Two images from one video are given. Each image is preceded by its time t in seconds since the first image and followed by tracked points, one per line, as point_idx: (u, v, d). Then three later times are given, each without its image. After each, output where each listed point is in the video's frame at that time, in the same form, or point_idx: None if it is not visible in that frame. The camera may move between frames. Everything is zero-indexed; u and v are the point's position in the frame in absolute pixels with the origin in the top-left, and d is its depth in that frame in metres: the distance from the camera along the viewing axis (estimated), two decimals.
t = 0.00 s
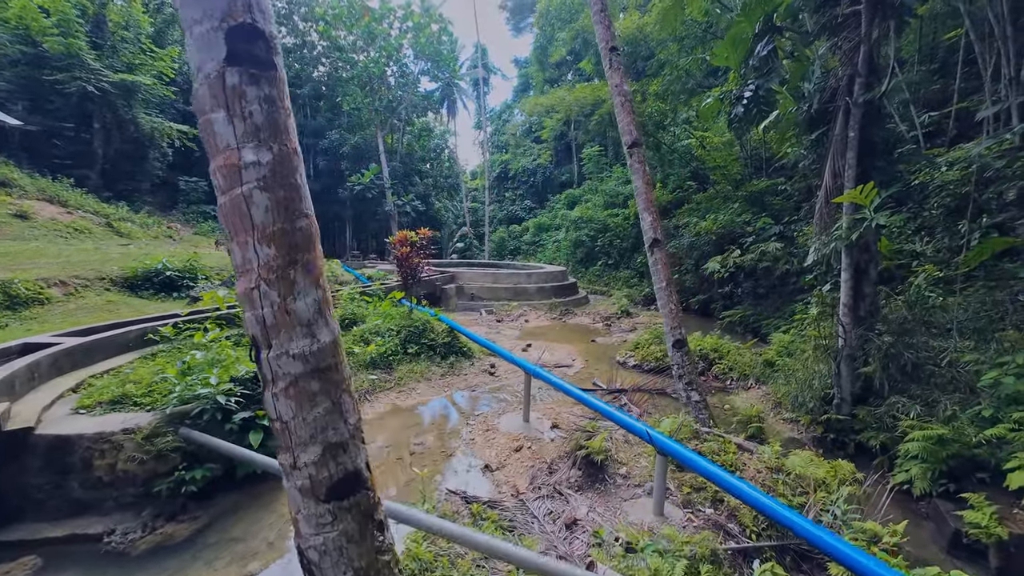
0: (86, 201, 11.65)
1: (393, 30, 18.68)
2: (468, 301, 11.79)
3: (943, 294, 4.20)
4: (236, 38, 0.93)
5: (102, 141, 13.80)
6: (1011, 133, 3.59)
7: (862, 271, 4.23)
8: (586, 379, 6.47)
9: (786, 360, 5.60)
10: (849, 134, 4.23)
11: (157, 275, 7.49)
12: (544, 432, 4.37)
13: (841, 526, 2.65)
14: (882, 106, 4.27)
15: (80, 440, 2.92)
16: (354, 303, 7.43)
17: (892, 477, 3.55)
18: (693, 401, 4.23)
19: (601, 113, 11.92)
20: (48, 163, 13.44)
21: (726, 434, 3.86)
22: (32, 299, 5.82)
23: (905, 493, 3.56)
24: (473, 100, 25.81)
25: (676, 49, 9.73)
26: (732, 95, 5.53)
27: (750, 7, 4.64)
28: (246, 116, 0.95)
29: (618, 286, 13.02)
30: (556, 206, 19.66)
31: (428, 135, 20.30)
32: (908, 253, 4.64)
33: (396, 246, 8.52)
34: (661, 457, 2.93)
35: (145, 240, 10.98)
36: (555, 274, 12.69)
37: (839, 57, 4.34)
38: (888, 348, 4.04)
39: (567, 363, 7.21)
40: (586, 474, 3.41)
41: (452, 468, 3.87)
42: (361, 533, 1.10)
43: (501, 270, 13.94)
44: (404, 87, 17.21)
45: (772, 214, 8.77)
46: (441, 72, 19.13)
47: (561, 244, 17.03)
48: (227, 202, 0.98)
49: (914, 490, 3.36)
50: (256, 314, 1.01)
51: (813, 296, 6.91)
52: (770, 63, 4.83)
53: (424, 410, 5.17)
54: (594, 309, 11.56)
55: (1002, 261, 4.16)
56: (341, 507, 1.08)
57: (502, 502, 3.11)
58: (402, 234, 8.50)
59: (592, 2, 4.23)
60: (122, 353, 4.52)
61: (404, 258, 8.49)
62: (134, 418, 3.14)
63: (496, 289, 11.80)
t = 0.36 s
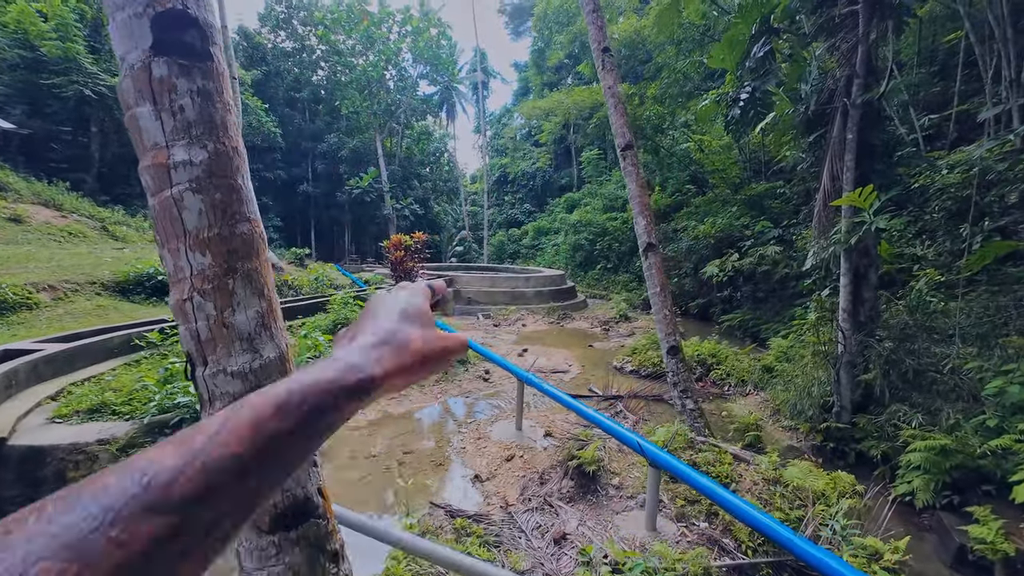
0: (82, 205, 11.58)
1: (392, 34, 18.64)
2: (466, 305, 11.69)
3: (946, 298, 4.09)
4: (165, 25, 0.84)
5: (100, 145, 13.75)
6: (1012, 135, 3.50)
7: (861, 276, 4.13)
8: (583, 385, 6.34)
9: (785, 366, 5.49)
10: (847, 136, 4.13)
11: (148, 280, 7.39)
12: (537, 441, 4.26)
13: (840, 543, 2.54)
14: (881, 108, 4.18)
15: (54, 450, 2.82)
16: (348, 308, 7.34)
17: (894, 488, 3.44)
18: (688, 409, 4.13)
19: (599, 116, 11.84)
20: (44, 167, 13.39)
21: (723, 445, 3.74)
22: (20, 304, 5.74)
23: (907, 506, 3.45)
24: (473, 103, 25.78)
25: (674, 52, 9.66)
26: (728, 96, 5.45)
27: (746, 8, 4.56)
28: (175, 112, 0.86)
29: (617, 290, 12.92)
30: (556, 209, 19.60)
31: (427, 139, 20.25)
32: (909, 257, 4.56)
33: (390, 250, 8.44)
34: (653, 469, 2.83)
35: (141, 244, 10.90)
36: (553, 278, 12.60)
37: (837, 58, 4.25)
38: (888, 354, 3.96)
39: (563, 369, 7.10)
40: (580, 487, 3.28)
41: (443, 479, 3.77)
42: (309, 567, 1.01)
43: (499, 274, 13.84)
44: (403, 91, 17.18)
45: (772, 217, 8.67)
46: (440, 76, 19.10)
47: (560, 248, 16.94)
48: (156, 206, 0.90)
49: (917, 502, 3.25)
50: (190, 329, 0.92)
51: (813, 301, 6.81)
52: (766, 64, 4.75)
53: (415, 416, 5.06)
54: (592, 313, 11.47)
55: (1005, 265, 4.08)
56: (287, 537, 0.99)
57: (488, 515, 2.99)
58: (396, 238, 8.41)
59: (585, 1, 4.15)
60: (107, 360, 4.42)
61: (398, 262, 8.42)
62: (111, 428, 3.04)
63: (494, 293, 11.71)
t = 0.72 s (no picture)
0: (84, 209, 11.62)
1: (394, 38, 18.66)
2: (466, 308, 11.62)
3: (951, 303, 3.97)
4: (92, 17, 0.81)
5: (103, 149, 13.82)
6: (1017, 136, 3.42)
7: (863, 280, 4.04)
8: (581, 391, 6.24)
9: (786, 372, 5.39)
10: (847, 137, 4.06)
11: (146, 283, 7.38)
12: (532, 449, 4.18)
13: (839, 558, 2.45)
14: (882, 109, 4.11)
15: (35, 458, 2.78)
16: (345, 312, 7.29)
17: (897, 499, 3.34)
18: (685, 416, 4.04)
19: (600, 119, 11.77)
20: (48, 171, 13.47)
21: (721, 453, 3.65)
22: (16, 307, 5.73)
23: (912, 517, 3.34)
24: (475, 107, 25.78)
25: (675, 53, 9.58)
26: (728, 98, 5.37)
27: (746, 8, 4.49)
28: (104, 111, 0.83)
29: (619, 293, 12.83)
30: (558, 212, 19.52)
31: (429, 142, 20.24)
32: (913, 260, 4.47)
33: (388, 254, 8.40)
34: (646, 480, 2.74)
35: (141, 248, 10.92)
36: (554, 281, 12.52)
37: (837, 58, 4.18)
38: (891, 360, 3.87)
39: (562, 374, 7.01)
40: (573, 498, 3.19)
41: (435, 487, 3.69)
42: None
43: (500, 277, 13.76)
44: (404, 94, 17.20)
45: (774, 220, 8.56)
46: (442, 79, 19.11)
47: (562, 251, 16.85)
48: (86, 211, 0.86)
49: (921, 514, 3.15)
50: (122, 342, 0.88)
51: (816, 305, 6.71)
52: (766, 65, 4.69)
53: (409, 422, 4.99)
54: (593, 316, 11.39)
55: (1013, 269, 3.97)
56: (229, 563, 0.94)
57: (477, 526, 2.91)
58: (394, 242, 8.34)
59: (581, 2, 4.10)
60: (98, 364, 4.39)
61: (395, 265, 8.38)
62: (94, 435, 2.95)
63: (495, 296, 11.63)
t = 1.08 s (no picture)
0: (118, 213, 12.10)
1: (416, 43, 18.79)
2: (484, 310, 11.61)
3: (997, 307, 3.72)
4: (88, 11, 0.81)
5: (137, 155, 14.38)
6: None
7: (900, 283, 3.82)
8: (600, 395, 6.11)
9: (816, 379, 5.16)
10: (882, 133, 3.87)
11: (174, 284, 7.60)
12: (549, 454, 4.09)
13: None
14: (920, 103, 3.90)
15: (62, 455, 2.86)
16: (364, 313, 7.35)
17: (940, 516, 3.14)
18: (709, 425, 3.89)
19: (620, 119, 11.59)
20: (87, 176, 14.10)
21: (747, 464, 3.48)
22: (53, 307, 5.97)
23: (955, 536, 3.13)
24: (495, 110, 25.79)
25: (699, 50, 9.35)
26: (754, 95, 5.19)
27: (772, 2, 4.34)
28: (100, 105, 0.81)
29: (640, 296, 12.61)
30: (578, 214, 19.34)
31: (449, 145, 20.34)
32: (954, 262, 4.22)
33: (407, 256, 8.45)
34: (668, 490, 2.62)
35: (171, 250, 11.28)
36: (574, 283, 12.40)
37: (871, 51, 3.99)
38: (932, 369, 3.63)
39: (581, 378, 6.89)
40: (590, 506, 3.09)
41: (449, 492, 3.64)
42: None
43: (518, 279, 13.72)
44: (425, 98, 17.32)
45: (803, 221, 8.27)
46: (462, 82, 19.17)
47: (582, 253, 16.68)
48: (82, 211, 0.84)
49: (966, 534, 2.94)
50: (119, 346, 0.85)
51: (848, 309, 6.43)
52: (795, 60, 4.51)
53: (426, 424, 4.96)
54: (613, 319, 11.22)
55: None
56: None
57: (491, 534, 2.83)
58: (412, 244, 8.36)
59: None
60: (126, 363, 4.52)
61: (414, 267, 8.42)
62: (118, 434, 3.08)
63: (514, 298, 11.57)
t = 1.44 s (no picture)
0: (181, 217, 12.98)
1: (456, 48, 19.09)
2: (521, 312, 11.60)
3: None
4: (157, 23, 0.85)
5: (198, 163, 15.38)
6: None
7: (979, 289, 3.48)
8: (641, 401, 5.95)
9: (878, 391, 4.80)
10: (960, 124, 3.54)
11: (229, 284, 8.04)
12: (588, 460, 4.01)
13: None
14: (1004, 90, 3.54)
15: (131, 443, 3.06)
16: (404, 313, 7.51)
17: None
18: (760, 437, 3.69)
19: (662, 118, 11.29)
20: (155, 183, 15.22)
21: (802, 480, 3.27)
22: (125, 304, 6.46)
23: None
24: (533, 111, 25.79)
25: (747, 44, 8.94)
26: (809, 87, 4.89)
27: None
28: (166, 113, 0.85)
29: (682, 299, 12.20)
30: (616, 216, 19.00)
31: (488, 147, 20.53)
32: None
33: (445, 258, 8.57)
34: (716, 505, 2.49)
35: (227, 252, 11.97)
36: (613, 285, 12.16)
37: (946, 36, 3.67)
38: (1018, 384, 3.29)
39: (620, 383, 6.73)
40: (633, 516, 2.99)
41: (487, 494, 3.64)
42: None
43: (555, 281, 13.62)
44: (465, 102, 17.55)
45: (863, 221, 7.75)
46: (501, 85, 19.29)
47: (620, 255, 16.37)
48: (150, 214, 0.88)
49: None
50: (181, 344, 0.88)
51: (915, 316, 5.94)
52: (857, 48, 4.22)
53: (464, 425, 5.00)
54: (653, 323, 10.91)
55: None
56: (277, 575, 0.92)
57: (530, 539, 2.80)
58: (452, 246, 8.47)
59: None
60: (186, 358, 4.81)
61: (453, 269, 8.52)
62: (179, 425, 3.27)
63: (551, 300, 11.50)
